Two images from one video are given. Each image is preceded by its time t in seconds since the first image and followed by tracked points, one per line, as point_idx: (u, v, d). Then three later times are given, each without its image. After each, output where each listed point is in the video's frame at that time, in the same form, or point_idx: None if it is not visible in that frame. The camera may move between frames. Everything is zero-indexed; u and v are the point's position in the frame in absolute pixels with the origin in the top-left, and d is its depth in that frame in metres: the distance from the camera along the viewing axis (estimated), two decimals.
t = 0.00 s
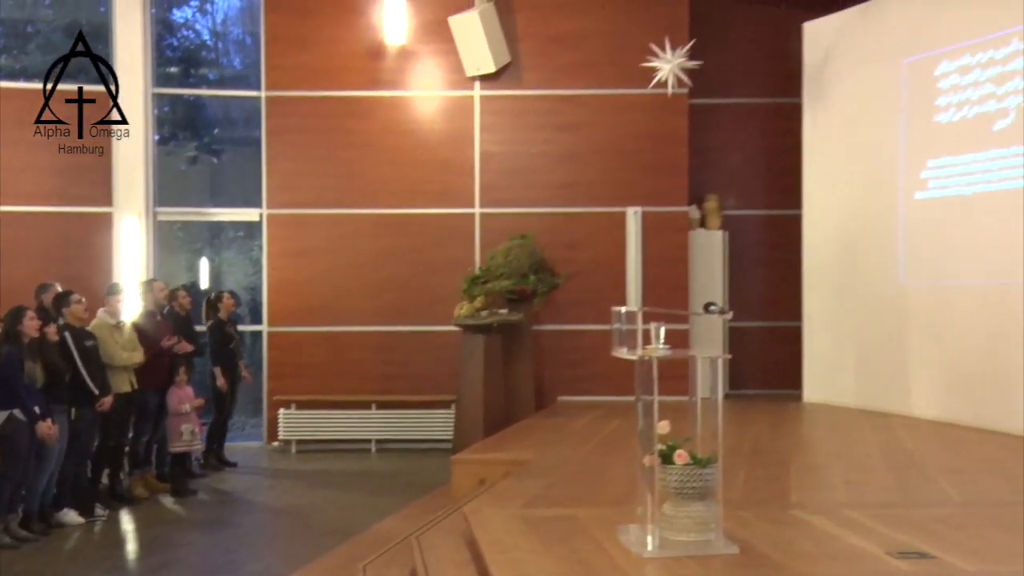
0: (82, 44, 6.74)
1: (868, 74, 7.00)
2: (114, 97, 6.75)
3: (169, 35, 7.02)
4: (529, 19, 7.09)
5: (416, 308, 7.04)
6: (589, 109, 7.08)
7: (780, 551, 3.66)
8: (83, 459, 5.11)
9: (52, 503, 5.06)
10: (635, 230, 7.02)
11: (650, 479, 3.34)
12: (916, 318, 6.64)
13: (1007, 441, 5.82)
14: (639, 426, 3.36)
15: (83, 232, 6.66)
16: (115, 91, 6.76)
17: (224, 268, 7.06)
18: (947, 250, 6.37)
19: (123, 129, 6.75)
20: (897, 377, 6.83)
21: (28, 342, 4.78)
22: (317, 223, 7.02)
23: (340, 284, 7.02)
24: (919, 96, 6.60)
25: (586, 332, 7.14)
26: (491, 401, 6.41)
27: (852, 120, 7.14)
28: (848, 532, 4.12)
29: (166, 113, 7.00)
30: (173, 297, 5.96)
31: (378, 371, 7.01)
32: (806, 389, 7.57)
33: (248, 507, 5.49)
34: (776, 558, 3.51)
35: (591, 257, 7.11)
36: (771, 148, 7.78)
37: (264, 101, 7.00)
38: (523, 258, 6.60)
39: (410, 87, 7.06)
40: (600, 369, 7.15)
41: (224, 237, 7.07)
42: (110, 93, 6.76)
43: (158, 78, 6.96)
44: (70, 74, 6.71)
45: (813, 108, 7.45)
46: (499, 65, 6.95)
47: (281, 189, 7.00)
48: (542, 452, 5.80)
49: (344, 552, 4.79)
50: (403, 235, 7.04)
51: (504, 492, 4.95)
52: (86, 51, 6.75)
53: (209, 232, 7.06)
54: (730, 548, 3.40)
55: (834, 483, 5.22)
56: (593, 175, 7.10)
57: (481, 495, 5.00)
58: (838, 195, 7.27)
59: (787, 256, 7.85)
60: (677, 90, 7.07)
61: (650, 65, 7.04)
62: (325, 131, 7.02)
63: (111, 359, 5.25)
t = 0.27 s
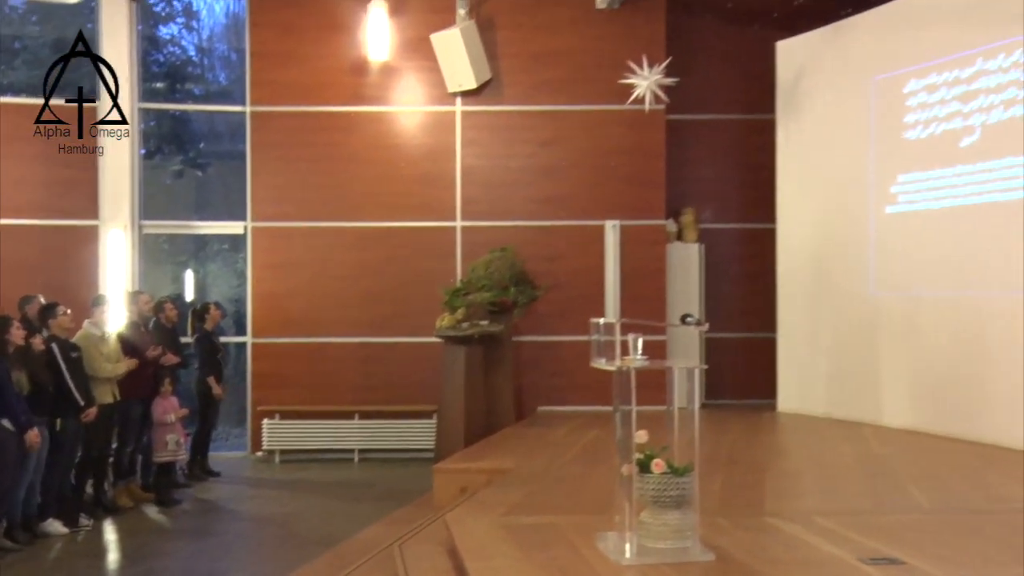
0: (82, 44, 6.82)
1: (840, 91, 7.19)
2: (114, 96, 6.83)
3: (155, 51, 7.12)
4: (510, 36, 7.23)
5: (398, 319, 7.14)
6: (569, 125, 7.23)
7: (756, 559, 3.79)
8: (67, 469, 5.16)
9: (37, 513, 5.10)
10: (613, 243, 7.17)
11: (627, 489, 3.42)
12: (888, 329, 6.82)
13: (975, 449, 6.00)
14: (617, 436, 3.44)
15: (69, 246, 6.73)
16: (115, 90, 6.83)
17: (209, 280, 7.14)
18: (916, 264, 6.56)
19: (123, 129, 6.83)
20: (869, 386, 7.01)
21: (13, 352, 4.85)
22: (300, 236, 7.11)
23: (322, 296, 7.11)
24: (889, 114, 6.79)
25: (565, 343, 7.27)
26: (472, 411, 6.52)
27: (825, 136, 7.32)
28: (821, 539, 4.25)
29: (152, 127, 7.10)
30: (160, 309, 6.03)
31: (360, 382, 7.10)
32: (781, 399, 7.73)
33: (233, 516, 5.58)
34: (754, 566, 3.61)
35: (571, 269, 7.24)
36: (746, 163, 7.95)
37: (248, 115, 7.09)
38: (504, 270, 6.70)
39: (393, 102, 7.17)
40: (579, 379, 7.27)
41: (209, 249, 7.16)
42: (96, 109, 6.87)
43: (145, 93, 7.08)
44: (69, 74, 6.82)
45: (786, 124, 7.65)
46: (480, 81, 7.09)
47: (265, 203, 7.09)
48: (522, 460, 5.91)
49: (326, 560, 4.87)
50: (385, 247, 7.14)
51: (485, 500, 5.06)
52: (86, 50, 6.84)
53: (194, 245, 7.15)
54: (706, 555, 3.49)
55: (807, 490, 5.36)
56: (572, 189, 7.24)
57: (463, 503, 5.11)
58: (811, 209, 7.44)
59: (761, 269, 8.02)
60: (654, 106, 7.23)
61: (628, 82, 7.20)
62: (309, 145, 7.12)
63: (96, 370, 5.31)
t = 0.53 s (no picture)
0: (81, 44, 6.92)
1: (813, 107, 7.38)
2: (114, 97, 6.97)
3: (141, 65, 7.21)
4: (490, 52, 7.37)
5: (380, 330, 7.23)
6: (548, 139, 7.37)
7: (732, 564, 3.92)
8: (52, 479, 5.21)
9: (22, 523, 5.14)
10: (591, 255, 7.30)
11: (606, 496, 3.52)
12: (860, 339, 7.00)
13: (943, 456, 6.17)
14: (596, 444, 3.52)
15: (56, 257, 6.84)
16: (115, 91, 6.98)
17: (194, 291, 7.21)
18: (886, 276, 6.74)
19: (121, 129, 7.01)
20: (842, 396, 7.18)
21: None
22: (284, 248, 7.20)
23: (305, 307, 7.20)
24: (860, 129, 6.98)
25: (545, 353, 7.39)
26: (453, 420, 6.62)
27: (798, 151, 7.51)
28: (795, 544, 4.39)
29: (138, 140, 7.18)
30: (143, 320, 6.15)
31: (343, 392, 7.19)
32: (757, 408, 7.90)
33: (216, 525, 5.67)
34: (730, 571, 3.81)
35: (551, 281, 7.37)
36: (723, 177, 8.13)
37: (233, 129, 7.19)
38: (484, 281, 6.82)
39: (376, 116, 7.29)
40: (559, 389, 7.39)
41: (194, 261, 7.23)
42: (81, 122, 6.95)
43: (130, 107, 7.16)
44: (68, 75, 6.97)
45: (761, 139, 7.84)
46: (461, 96, 7.22)
47: (249, 216, 7.18)
48: (502, 469, 6.02)
49: (309, 567, 4.95)
50: (367, 259, 7.25)
51: (466, 508, 5.16)
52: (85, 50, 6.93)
53: (179, 257, 7.22)
54: (681, 561, 3.62)
55: (780, 497, 5.51)
56: (552, 202, 7.38)
57: (444, 511, 5.21)
58: (785, 221, 7.62)
59: (736, 280, 8.19)
60: (632, 121, 7.38)
61: (606, 97, 7.36)
62: (293, 158, 7.22)
63: (81, 380, 5.39)
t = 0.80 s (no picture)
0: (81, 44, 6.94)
1: (791, 120, 7.55)
2: (114, 96, 7.13)
3: (130, 77, 7.31)
4: (474, 65, 7.49)
5: (366, 338, 7.31)
6: (532, 151, 7.49)
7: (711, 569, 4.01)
8: (40, 486, 5.26)
9: (10, 530, 5.18)
10: (574, 264, 7.41)
11: (589, 503, 3.60)
12: (837, 347, 7.15)
13: (918, 461, 6.31)
14: (579, 452, 3.62)
15: (44, 267, 6.89)
16: (115, 90, 7.13)
17: (182, 300, 7.27)
18: (863, 284, 6.90)
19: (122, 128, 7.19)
20: (820, 402, 7.32)
21: None
22: (270, 257, 7.28)
23: (291, 315, 7.28)
24: (836, 142, 7.14)
25: (528, 361, 7.49)
26: (438, 427, 6.71)
27: (777, 162, 7.67)
28: (772, 549, 4.50)
29: (127, 151, 7.27)
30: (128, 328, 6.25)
31: (328, 399, 7.26)
32: (736, 414, 8.04)
33: (203, 531, 5.75)
34: None
35: (534, 290, 7.48)
36: (703, 188, 8.29)
37: (221, 140, 7.27)
38: (470, 290, 6.90)
39: (362, 128, 7.39)
40: (542, 397, 7.50)
41: (182, 270, 7.30)
42: (71, 132, 7.00)
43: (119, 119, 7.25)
44: (70, 70, 7.04)
45: (741, 150, 8.01)
46: (446, 107, 7.33)
47: (236, 225, 7.26)
48: (487, 475, 6.12)
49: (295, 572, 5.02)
50: (353, 268, 7.33)
51: (450, 514, 5.25)
52: (84, 49, 6.96)
53: (167, 265, 7.29)
54: (663, 566, 3.67)
55: (759, 502, 5.63)
56: (536, 212, 7.49)
57: (429, 518, 5.30)
58: (764, 231, 7.78)
59: (716, 290, 8.33)
60: (614, 133, 7.51)
61: (589, 109, 7.49)
62: (280, 169, 7.31)
63: (71, 387, 5.43)
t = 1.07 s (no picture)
0: (81, 44, 7.01)
1: (769, 131, 7.72)
2: (114, 97, 7.33)
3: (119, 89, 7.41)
4: (459, 78, 7.63)
5: (352, 346, 7.42)
6: (515, 161, 7.63)
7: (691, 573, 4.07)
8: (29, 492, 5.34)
9: None
10: (556, 272, 7.55)
11: (571, 507, 3.70)
12: (814, 354, 7.31)
13: (891, 465, 6.47)
14: (561, 457, 3.71)
15: (33, 275, 6.97)
16: (115, 91, 7.34)
17: (170, 308, 7.36)
18: (838, 293, 7.07)
19: (122, 128, 7.36)
20: (797, 408, 7.48)
21: None
22: (257, 266, 7.38)
23: (277, 322, 7.38)
24: (812, 153, 7.31)
25: (512, 368, 7.62)
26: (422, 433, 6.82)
27: (756, 173, 7.84)
28: (750, 552, 4.62)
29: (116, 162, 7.39)
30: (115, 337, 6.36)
31: (314, 406, 7.36)
32: (716, 420, 8.20)
33: (191, 536, 5.85)
34: None
35: (517, 298, 7.61)
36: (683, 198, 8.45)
37: (209, 150, 7.37)
38: (454, 297, 7.05)
39: (348, 139, 7.51)
40: (525, 403, 7.62)
41: (170, 278, 7.39)
42: (61, 143, 7.09)
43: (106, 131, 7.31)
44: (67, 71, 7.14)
45: (720, 161, 8.18)
46: (430, 119, 7.46)
47: (223, 234, 7.36)
48: (470, 480, 6.23)
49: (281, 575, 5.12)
50: (339, 276, 7.44)
51: (434, 518, 5.36)
52: (83, 50, 7.05)
53: (156, 274, 7.38)
54: (643, 569, 3.69)
55: (736, 506, 5.76)
56: (519, 222, 7.63)
57: (413, 522, 5.41)
58: (743, 240, 7.94)
59: (696, 298, 8.49)
60: (595, 144, 7.67)
61: (570, 121, 7.64)
62: (267, 178, 7.41)
63: (61, 394, 5.54)
